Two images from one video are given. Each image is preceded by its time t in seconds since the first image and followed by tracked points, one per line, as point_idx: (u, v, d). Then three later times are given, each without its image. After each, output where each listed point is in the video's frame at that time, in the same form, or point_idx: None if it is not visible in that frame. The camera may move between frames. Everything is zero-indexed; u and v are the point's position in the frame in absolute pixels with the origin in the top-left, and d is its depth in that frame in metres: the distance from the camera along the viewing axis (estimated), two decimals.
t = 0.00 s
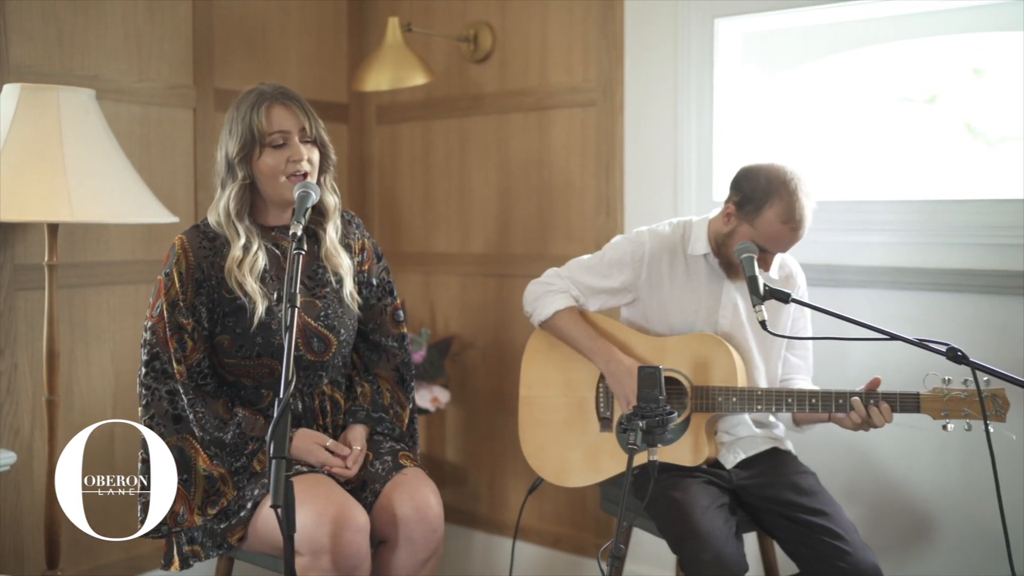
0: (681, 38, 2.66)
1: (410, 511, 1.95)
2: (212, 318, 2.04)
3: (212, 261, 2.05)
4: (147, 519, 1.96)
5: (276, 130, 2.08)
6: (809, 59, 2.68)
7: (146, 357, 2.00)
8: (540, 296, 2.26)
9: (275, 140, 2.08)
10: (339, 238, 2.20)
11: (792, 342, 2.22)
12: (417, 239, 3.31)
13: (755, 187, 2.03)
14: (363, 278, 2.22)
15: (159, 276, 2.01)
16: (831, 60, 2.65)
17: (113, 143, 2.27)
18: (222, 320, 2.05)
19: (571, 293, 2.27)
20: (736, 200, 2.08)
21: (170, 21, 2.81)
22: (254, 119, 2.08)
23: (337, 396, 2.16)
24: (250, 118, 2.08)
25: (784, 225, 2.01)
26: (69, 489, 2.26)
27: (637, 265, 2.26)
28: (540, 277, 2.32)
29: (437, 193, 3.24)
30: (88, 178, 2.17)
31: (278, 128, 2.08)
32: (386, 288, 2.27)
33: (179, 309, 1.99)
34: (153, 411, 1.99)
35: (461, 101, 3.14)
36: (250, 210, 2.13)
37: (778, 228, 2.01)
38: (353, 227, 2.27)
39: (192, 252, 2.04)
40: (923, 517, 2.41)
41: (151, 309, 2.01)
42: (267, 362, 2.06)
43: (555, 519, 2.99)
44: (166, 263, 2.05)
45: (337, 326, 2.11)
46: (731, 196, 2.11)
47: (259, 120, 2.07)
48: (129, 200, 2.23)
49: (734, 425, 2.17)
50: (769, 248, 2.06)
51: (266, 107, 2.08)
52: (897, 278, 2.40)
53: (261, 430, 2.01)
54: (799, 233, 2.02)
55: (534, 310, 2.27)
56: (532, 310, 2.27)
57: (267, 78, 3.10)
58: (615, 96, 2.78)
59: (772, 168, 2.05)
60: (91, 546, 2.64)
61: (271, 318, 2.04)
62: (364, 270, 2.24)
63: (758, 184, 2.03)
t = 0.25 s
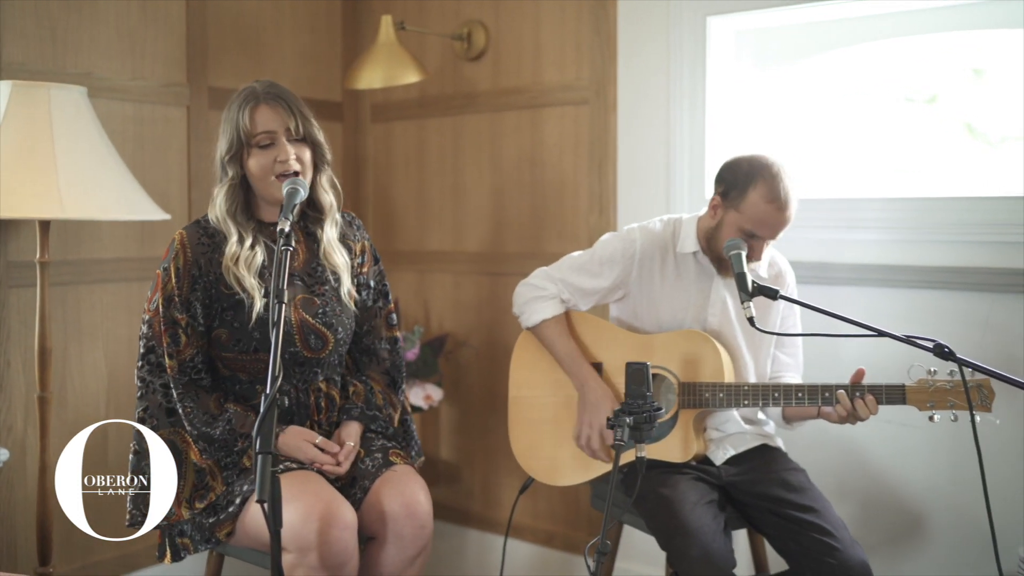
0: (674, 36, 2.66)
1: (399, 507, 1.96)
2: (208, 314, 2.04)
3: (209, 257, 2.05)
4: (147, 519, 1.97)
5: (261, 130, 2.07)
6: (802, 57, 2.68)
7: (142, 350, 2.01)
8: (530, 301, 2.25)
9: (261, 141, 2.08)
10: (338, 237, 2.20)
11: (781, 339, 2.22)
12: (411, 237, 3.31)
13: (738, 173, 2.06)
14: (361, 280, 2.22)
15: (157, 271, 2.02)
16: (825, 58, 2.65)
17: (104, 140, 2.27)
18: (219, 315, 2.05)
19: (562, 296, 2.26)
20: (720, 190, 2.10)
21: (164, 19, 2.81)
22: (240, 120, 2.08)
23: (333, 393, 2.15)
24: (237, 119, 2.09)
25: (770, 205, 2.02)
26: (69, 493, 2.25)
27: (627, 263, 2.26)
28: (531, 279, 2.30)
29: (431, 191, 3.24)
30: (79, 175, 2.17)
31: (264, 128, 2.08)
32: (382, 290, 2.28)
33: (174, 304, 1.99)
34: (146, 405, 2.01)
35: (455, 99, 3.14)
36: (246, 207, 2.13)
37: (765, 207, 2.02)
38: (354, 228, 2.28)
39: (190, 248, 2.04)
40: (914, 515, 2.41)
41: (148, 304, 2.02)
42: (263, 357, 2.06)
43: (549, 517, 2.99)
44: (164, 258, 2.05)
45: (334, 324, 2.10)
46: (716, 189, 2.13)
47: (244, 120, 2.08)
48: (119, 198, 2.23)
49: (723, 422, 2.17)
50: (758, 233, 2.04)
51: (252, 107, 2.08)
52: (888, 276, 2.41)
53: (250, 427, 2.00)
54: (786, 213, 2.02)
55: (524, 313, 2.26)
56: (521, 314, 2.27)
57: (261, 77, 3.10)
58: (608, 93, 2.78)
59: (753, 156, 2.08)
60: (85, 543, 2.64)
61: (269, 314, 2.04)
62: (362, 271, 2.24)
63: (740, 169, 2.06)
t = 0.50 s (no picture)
0: (667, 35, 2.66)
1: (386, 504, 1.97)
2: (202, 311, 2.05)
3: (205, 255, 2.06)
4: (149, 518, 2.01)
5: (261, 128, 2.08)
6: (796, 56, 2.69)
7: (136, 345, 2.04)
8: (522, 293, 2.28)
9: (260, 138, 2.08)
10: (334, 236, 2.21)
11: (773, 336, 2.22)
12: (406, 236, 3.32)
13: (725, 165, 2.08)
14: (356, 280, 2.23)
15: (153, 267, 2.03)
16: (818, 57, 2.66)
17: (97, 138, 2.28)
18: (214, 312, 2.06)
19: (553, 290, 2.28)
20: (708, 184, 2.12)
21: (158, 18, 2.82)
22: (239, 118, 2.08)
23: (326, 392, 2.16)
24: (235, 116, 2.08)
25: (758, 193, 2.03)
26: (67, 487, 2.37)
27: (617, 261, 2.27)
28: (523, 274, 2.33)
29: (426, 190, 3.24)
30: (72, 173, 2.18)
31: (263, 126, 2.08)
32: (375, 290, 2.30)
33: (169, 301, 2.01)
34: (138, 400, 2.04)
35: (449, 98, 3.14)
36: (244, 206, 2.13)
37: (753, 197, 2.03)
38: (350, 227, 2.28)
39: (186, 245, 2.04)
40: (905, 513, 2.41)
41: (144, 300, 2.03)
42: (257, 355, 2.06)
43: (543, 515, 3.00)
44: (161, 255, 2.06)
45: (329, 323, 2.11)
46: (705, 184, 2.15)
47: (244, 118, 2.07)
48: (112, 195, 2.24)
49: (713, 419, 2.18)
50: (747, 224, 2.06)
51: (251, 105, 2.08)
52: (880, 274, 2.41)
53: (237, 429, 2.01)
54: (774, 202, 2.03)
55: (517, 307, 2.28)
56: (515, 308, 2.28)
57: (256, 76, 3.11)
58: (602, 92, 2.79)
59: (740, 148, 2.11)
60: (80, 540, 2.66)
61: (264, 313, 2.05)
62: (358, 270, 2.25)
63: (727, 160, 2.08)
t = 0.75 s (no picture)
0: (662, 33, 2.67)
1: (380, 501, 1.97)
2: (196, 309, 2.06)
3: (198, 252, 2.06)
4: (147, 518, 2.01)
5: (254, 125, 2.08)
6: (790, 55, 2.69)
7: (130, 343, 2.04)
8: (517, 288, 2.29)
9: (253, 135, 2.08)
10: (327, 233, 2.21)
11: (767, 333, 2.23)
12: (402, 234, 3.32)
13: (720, 163, 2.08)
14: (349, 277, 2.24)
15: (146, 265, 2.04)
16: (812, 56, 2.66)
17: (92, 136, 2.29)
18: (207, 310, 2.06)
19: (548, 286, 2.30)
20: (702, 182, 2.12)
21: (154, 17, 2.82)
22: (232, 115, 2.08)
23: (319, 388, 2.16)
24: (229, 113, 2.09)
25: (752, 192, 2.02)
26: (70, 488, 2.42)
27: (612, 258, 2.28)
28: (519, 270, 2.35)
29: (422, 189, 3.25)
30: (66, 171, 2.18)
31: (256, 123, 2.08)
32: (369, 287, 2.30)
33: (162, 299, 2.01)
34: (132, 397, 2.04)
35: (445, 97, 3.15)
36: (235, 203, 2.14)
37: (746, 195, 2.03)
38: (343, 225, 2.28)
39: (179, 243, 2.05)
40: (899, 511, 2.41)
41: (137, 298, 2.04)
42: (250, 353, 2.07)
43: (538, 513, 3.00)
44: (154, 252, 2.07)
45: (321, 320, 2.12)
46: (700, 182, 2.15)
47: (237, 115, 2.08)
48: (107, 193, 2.25)
49: (706, 415, 2.19)
50: (741, 223, 2.05)
51: (245, 102, 2.09)
52: (873, 272, 2.41)
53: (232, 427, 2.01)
54: (768, 201, 2.02)
55: (511, 302, 2.30)
56: (509, 303, 2.30)
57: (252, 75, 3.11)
58: (597, 90, 2.79)
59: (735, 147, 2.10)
60: (76, 538, 2.66)
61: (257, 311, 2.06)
62: (350, 267, 2.25)
63: (721, 159, 2.08)
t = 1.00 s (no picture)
0: (657, 31, 2.67)
1: (371, 496, 1.98)
2: (186, 307, 2.06)
3: (187, 250, 2.07)
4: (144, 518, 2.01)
5: (244, 121, 2.09)
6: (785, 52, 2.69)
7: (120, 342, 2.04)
8: (512, 283, 2.30)
9: (244, 131, 2.09)
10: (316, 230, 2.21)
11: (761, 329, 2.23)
12: (399, 232, 3.33)
13: (716, 176, 2.07)
14: (339, 272, 2.24)
15: (135, 264, 2.04)
16: (807, 53, 2.66)
17: (87, 134, 2.29)
18: (197, 308, 2.07)
19: (542, 281, 2.31)
20: (698, 192, 2.11)
21: (150, 15, 2.83)
22: (223, 111, 2.09)
23: (310, 384, 2.16)
24: (219, 109, 2.09)
25: (744, 212, 2.03)
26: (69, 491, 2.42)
27: (607, 256, 2.28)
28: (514, 265, 2.35)
29: (419, 187, 3.25)
30: (61, 168, 2.19)
31: (246, 119, 2.09)
32: (360, 282, 2.30)
33: (151, 297, 2.02)
34: (123, 396, 2.05)
35: (442, 95, 3.15)
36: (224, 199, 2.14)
37: (738, 215, 2.03)
38: (333, 221, 2.28)
39: (168, 241, 2.06)
40: (893, 508, 2.42)
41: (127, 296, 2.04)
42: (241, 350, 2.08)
43: (534, 510, 3.01)
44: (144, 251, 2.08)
45: (311, 317, 2.12)
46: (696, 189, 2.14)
47: (228, 111, 2.08)
48: (102, 191, 2.26)
49: (700, 411, 2.20)
50: (729, 238, 2.07)
51: (235, 98, 2.09)
52: (867, 270, 2.41)
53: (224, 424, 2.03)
54: (759, 223, 2.04)
55: (507, 296, 2.31)
56: (504, 297, 2.31)
57: (249, 73, 3.12)
58: (592, 88, 2.79)
59: (733, 159, 2.09)
60: (72, 535, 2.67)
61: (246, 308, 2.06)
62: (340, 263, 2.25)
63: (718, 172, 2.07)
